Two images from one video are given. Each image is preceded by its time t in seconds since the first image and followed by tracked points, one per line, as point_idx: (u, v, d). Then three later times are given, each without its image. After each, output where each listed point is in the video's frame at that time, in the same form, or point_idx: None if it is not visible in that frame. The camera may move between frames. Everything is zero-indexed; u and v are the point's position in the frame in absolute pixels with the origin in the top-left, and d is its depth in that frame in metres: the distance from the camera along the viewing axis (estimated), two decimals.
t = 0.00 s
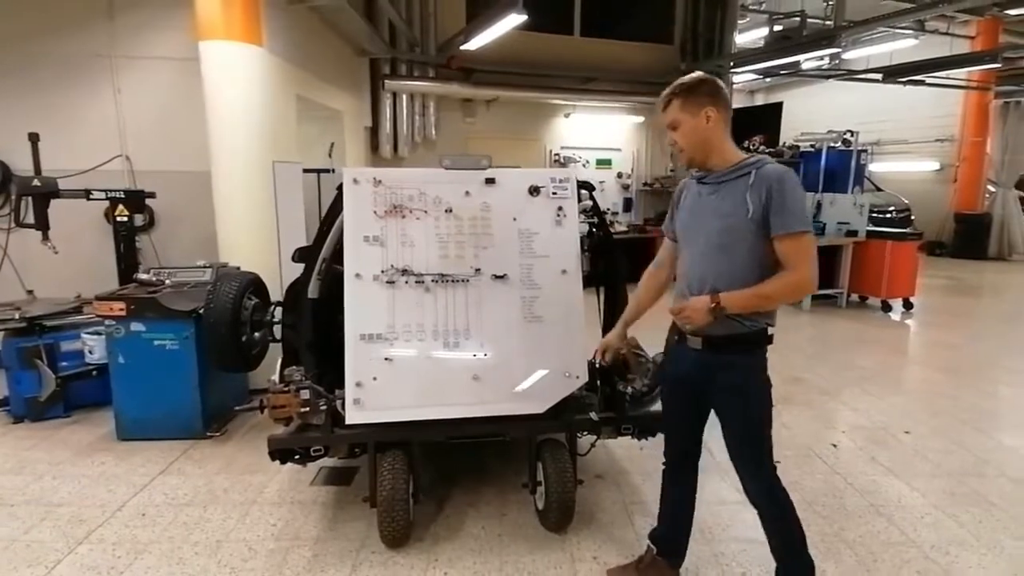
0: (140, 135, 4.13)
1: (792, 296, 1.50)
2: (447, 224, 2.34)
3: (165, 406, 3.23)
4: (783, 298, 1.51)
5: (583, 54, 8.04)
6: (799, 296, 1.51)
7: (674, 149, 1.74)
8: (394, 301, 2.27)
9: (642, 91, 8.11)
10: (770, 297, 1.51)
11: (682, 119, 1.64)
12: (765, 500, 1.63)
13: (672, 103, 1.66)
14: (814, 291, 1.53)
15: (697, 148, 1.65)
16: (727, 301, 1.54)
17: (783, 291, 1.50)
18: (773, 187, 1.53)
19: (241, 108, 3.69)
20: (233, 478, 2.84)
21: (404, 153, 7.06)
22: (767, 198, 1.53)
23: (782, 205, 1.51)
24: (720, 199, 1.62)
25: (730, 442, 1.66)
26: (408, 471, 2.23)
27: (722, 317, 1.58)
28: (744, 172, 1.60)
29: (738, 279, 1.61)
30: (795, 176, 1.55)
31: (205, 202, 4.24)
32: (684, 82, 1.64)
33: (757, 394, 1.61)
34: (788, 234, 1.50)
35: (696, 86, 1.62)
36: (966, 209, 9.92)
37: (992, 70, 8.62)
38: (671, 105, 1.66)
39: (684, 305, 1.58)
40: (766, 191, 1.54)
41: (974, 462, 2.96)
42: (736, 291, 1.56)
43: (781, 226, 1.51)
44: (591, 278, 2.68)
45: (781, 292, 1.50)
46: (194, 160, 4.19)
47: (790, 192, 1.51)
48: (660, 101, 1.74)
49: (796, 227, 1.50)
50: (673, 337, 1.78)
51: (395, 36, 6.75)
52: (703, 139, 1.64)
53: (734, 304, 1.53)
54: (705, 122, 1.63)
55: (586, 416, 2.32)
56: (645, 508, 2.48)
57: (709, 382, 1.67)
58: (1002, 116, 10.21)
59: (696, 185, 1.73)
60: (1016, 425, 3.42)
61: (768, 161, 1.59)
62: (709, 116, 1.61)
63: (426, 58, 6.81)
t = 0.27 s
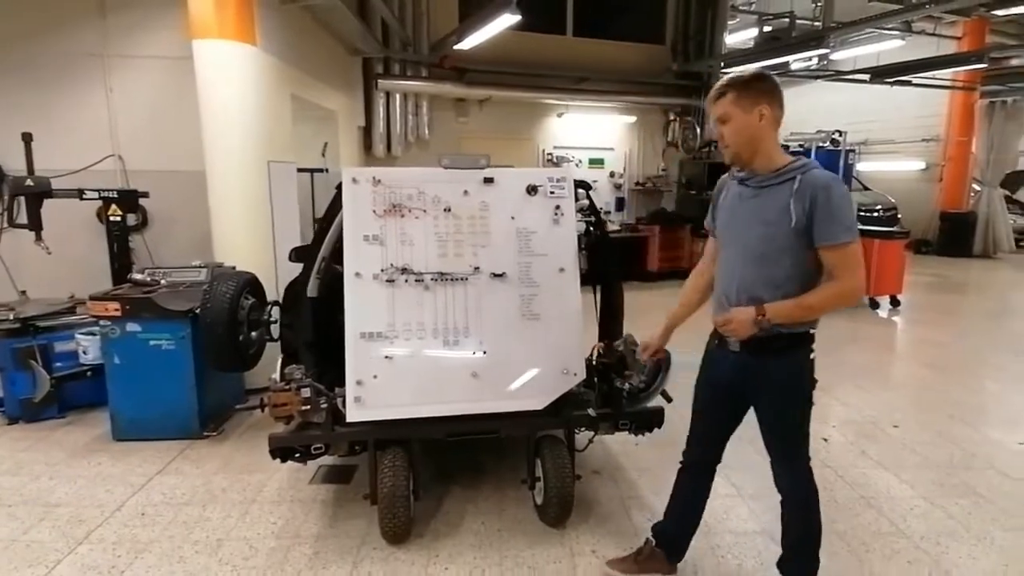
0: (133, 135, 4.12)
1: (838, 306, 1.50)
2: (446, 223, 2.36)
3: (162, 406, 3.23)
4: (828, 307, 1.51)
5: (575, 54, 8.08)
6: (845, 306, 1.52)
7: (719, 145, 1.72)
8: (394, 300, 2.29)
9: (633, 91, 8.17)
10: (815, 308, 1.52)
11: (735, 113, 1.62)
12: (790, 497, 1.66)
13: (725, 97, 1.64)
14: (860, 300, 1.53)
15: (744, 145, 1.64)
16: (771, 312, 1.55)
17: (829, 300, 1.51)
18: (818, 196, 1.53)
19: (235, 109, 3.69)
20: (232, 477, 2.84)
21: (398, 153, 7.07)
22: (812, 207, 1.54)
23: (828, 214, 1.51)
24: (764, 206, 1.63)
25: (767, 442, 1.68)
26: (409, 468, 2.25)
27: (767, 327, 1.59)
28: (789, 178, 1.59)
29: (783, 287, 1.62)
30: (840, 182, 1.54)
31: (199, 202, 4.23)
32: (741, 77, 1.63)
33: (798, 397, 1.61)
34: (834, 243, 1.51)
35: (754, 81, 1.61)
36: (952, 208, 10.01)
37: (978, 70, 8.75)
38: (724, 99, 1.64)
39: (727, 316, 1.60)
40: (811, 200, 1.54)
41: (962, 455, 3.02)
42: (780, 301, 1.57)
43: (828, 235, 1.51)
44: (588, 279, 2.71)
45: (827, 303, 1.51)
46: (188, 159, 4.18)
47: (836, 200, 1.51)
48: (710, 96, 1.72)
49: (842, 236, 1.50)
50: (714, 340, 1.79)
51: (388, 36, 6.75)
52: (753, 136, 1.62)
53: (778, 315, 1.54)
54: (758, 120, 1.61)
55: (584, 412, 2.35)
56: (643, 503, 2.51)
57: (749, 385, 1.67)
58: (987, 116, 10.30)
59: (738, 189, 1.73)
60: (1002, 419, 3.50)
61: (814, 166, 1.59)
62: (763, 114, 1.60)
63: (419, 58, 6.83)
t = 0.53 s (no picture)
0: (121, 129, 4.08)
1: (863, 298, 1.51)
2: (441, 215, 2.38)
3: (157, 401, 3.23)
4: (852, 300, 1.53)
5: (563, 45, 8.08)
6: (870, 297, 1.53)
7: (748, 134, 1.74)
8: (392, 292, 2.31)
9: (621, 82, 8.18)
10: (838, 300, 1.54)
11: (767, 105, 1.64)
12: (792, 477, 1.71)
13: (756, 88, 1.65)
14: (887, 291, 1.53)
15: (775, 137, 1.66)
16: (794, 304, 1.58)
17: (853, 292, 1.51)
18: (841, 188, 1.54)
19: (224, 103, 3.67)
20: (229, 471, 2.86)
21: (387, 145, 7.06)
22: (835, 198, 1.55)
23: (851, 205, 1.52)
24: (788, 197, 1.65)
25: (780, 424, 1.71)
26: (408, 458, 2.27)
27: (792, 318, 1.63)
28: (813, 169, 1.61)
29: (807, 277, 1.65)
30: (865, 172, 1.55)
31: (189, 196, 4.21)
32: (773, 66, 1.63)
33: (815, 382, 1.65)
34: (858, 235, 1.52)
35: (786, 71, 1.61)
36: (935, 196, 10.09)
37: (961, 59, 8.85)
38: (756, 90, 1.65)
39: (753, 309, 1.65)
40: (834, 191, 1.55)
41: (945, 436, 3.10)
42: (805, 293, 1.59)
43: (851, 227, 1.52)
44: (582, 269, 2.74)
45: (850, 295, 1.52)
46: (177, 153, 4.15)
47: (859, 191, 1.52)
48: (739, 85, 1.73)
49: (865, 228, 1.51)
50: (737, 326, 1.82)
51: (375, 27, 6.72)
52: (783, 128, 1.64)
53: (801, 307, 1.57)
54: (790, 111, 1.63)
55: (580, 400, 2.39)
56: (638, 488, 2.56)
57: (767, 369, 1.71)
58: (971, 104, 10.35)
59: (764, 179, 1.75)
60: (983, 401, 3.59)
61: (838, 156, 1.59)
62: (795, 106, 1.62)
63: (407, 49, 6.80)
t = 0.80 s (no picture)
0: (107, 122, 4.04)
1: (858, 286, 1.56)
2: (434, 206, 2.39)
3: (149, 395, 3.23)
4: (848, 288, 1.57)
5: (551, 36, 8.07)
6: (865, 286, 1.57)
7: (755, 122, 1.77)
8: (386, 282, 2.33)
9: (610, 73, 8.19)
10: (835, 287, 1.58)
11: (777, 94, 1.66)
12: (784, 460, 1.75)
13: (765, 77, 1.67)
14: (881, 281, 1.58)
15: (784, 126, 1.69)
16: (791, 289, 1.62)
17: (849, 280, 1.56)
18: (846, 177, 1.58)
19: (211, 95, 3.65)
20: (224, 463, 2.87)
21: (376, 137, 7.04)
22: (839, 188, 1.59)
23: (854, 195, 1.56)
24: (792, 184, 1.69)
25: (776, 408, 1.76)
26: (405, 446, 2.30)
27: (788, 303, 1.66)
28: (819, 158, 1.64)
29: (806, 264, 1.69)
30: (869, 163, 1.59)
31: (177, 189, 4.19)
32: (781, 55, 1.65)
33: (809, 367, 1.69)
34: (858, 224, 1.56)
35: (795, 61, 1.63)
36: (917, 185, 10.23)
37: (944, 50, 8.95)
38: (765, 79, 1.67)
39: (751, 292, 1.68)
40: (838, 181, 1.59)
41: (927, 418, 3.18)
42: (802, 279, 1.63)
43: (852, 216, 1.56)
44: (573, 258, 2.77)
45: (847, 283, 1.56)
46: (164, 146, 4.12)
47: (863, 182, 1.56)
48: (748, 73, 1.75)
49: (866, 217, 1.55)
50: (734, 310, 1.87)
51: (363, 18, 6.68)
52: (792, 117, 1.68)
53: (799, 292, 1.61)
54: (799, 100, 1.66)
55: (573, 387, 2.42)
56: (630, 473, 2.60)
57: (763, 354, 1.76)
58: (953, 95, 10.51)
59: (769, 166, 1.79)
60: (964, 385, 3.68)
61: (845, 146, 1.63)
62: (804, 95, 1.64)
63: (395, 40, 6.77)
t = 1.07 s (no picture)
0: (87, 120, 3.99)
1: (835, 286, 1.60)
2: (419, 205, 2.40)
3: (129, 395, 3.19)
4: (825, 287, 1.61)
5: (536, 36, 8.10)
6: (842, 287, 1.62)
7: (741, 125, 1.81)
8: (372, 281, 2.34)
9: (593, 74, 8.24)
10: (813, 286, 1.62)
11: (760, 99, 1.70)
12: (764, 455, 1.79)
13: (750, 81, 1.71)
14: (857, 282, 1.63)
15: (767, 130, 1.73)
16: (770, 286, 1.65)
17: (827, 280, 1.60)
18: (828, 180, 1.62)
19: (193, 93, 3.62)
20: (206, 463, 2.85)
21: (360, 136, 7.01)
22: (821, 191, 1.63)
23: (834, 198, 1.60)
24: (777, 185, 1.72)
25: (757, 405, 1.80)
26: (390, 445, 2.30)
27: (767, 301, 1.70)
28: (803, 161, 1.68)
29: (787, 264, 1.73)
30: (850, 169, 1.63)
31: (158, 188, 4.14)
32: (766, 60, 1.69)
33: (789, 363, 1.73)
34: (837, 227, 1.60)
35: (778, 67, 1.67)
36: (891, 187, 10.43)
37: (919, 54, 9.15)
38: (749, 84, 1.71)
39: (731, 288, 1.71)
40: (820, 184, 1.63)
41: (902, 413, 3.26)
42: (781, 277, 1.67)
43: (832, 218, 1.60)
44: (559, 258, 2.80)
45: (824, 282, 1.60)
46: (144, 144, 4.06)
47: (844, 186, 1.60)
48: (735, 76, 1.78)
49: (846, 220, 1.59)
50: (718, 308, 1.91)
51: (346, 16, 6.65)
52: (775, 121, 1.71)
53: (777, 290, 1.65)
54: (781, 105, 1.69)
55: (558, 385, 2.44)
56: (614, 469, 2.63)
57: (745, 350, 1.80)
58: (928, 98, 10.81)
59: (755, 167, 1.82)
60: (937, 381, 3.78)
61: (829, 151, 1.67)
62: (786, 100, 1.68)
63: (379, 39, 6.74)
